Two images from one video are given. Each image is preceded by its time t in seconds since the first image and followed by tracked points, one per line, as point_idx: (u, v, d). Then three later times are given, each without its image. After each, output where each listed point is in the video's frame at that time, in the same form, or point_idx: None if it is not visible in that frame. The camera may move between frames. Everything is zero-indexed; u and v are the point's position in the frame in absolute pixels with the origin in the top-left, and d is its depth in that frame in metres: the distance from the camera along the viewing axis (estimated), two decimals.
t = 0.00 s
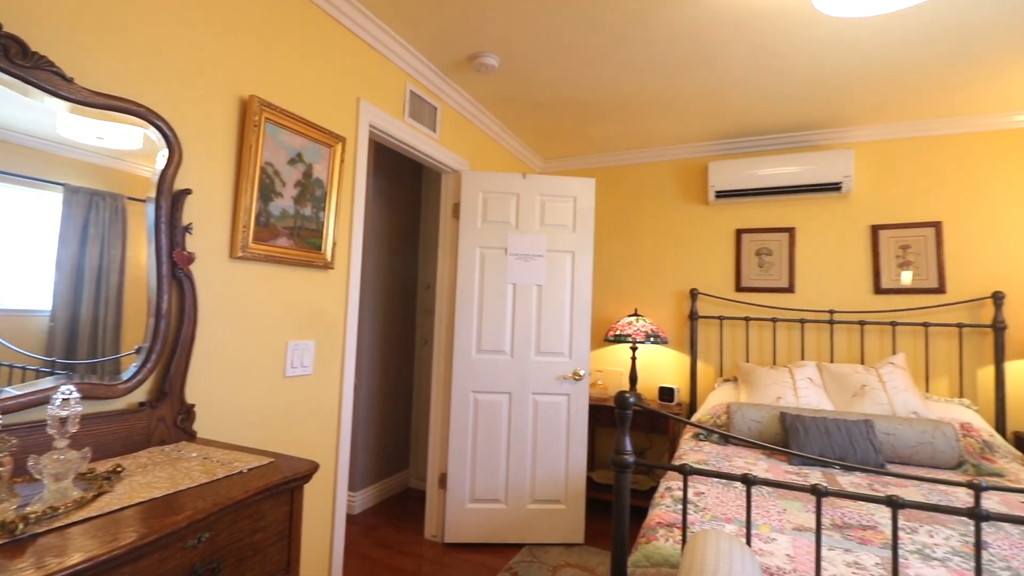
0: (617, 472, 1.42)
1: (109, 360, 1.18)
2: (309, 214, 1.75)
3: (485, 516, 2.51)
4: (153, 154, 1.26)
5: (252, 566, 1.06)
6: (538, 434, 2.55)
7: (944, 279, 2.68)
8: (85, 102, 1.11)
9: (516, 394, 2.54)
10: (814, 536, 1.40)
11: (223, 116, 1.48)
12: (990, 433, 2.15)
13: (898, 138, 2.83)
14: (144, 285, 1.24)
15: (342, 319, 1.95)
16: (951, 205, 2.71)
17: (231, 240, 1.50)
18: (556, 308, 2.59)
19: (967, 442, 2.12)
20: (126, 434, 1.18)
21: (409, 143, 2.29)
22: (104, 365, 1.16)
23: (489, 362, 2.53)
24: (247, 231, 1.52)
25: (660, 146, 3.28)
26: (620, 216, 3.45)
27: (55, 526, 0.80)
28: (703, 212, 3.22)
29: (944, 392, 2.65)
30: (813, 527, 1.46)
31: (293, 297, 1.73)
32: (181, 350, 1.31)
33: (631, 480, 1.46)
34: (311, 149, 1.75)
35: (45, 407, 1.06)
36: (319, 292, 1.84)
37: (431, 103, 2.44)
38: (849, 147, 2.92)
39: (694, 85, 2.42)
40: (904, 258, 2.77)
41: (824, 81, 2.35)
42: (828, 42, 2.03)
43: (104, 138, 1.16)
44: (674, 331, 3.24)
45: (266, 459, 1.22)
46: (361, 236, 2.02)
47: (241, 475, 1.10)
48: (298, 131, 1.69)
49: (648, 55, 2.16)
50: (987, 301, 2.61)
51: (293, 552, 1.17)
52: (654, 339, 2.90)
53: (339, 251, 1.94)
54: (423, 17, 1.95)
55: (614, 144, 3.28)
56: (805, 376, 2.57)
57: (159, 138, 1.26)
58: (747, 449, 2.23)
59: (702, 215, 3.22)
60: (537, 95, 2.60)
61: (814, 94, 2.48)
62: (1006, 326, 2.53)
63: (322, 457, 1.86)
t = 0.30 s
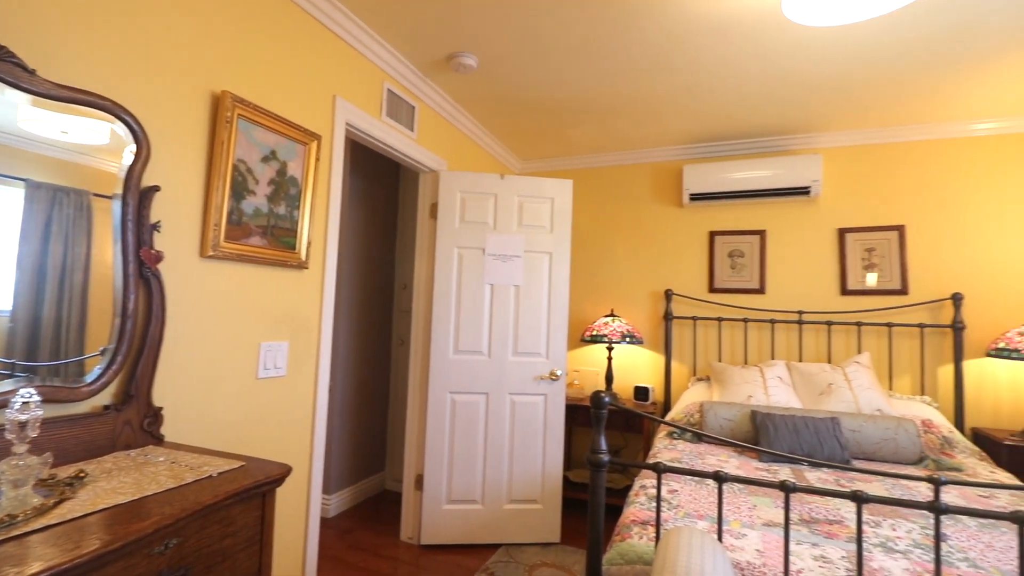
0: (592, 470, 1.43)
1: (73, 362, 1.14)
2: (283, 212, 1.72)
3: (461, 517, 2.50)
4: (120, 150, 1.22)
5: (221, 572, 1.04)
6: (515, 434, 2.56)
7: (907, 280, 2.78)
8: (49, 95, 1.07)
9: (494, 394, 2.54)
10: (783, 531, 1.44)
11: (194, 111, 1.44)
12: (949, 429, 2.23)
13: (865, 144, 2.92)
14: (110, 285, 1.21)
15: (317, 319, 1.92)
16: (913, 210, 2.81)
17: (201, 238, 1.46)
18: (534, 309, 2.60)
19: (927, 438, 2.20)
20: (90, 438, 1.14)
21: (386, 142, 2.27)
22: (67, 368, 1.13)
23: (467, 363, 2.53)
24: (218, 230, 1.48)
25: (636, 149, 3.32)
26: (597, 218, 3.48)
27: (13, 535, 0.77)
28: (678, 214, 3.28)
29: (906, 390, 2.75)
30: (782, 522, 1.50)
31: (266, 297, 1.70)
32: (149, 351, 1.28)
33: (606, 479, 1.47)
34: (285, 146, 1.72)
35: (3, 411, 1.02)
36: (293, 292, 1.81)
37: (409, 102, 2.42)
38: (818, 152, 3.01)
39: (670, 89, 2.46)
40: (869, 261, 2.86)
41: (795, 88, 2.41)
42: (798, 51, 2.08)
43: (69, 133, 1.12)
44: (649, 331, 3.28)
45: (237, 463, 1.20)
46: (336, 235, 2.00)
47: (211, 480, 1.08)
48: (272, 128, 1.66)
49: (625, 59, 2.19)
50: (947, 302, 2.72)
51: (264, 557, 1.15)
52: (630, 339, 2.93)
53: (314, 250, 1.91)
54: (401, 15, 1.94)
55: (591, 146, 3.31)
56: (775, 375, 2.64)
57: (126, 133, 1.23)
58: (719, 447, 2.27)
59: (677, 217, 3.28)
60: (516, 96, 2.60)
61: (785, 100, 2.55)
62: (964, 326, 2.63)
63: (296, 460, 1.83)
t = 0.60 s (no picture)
0: (569, 470, 1.44)
1: (35, 364, 1.10)
2: (256, 211, 1.69)
3: (438, 518, 2.49)
4: (85, 145, 1.18)
5: None
6: (492, 435, 2.55)
7: (872, 282, 2.87)
8: (9, 86, 1.03)
9: (471, 395, 2.54)
10: (754, 527, 1.47)
11: (163, 106, 1.40)
12: (911, 426, 2.31)
13: (833, 150, 3.01)
14: (73, 284, 1.16)
15: (291, 319, 1.89)
16: (879, 214, 2.90)
17: (171, 237, 1.43)
18: (511, 309, 2.60)
19: (891, 435, 2.28)
20: (52, 443, 1.10)
21: (363, 141, 2.25)
22: (28, 370, 1.09)
23: (444, 364, 2.52)
24: (188, 228, 1.45)
25: (614, 151, 3.35)
26: (574, 219, 3.51)
27: None
28: (654, 216, 3.32)
29: (871, 388, 2.84)
30: (752, 518, 1.53)
31: (239, 297, 1.67)
32: (115, 352, 1.24)
33: (582, 478, 1.48)
34: (258, 143, 1.69)
35: None
36: (266, 292, 1.78)
37: (386, 101, 2.41)
38: (789, 157, 3.08)
39: (647, 92, 2.49)
40: (836, 263, 2.94)
41: (767, 93, 2.47)
42: (770, 57, 2.13)
43: (31, 126, 1.08)
44: (625, 331, 3.32)
45: (207, 467, 1.17)
46: (311, 235, 1.97)
47: (180, 484, 1.05)
48: (246, 124, 1.63)
49: (602, 62, 2.21)
50: (909, 303, 2.81)
51: (235, 563, 1.13)
52: (607, 339, 2.96)
53: (288, 250, 1.88)
54: (378, 13, 1.93)
55: (569, 147, 3.33)
56: (747, 374, 2.70)
57: (92, 128, 1.19)
58: (693, 445, 2.31)
59: (653, 219, 3.32)
60: (495, 96, 2.61)
61: (758, 105, 2.60)
62: (925, 327, 2.73)
63: (268, 463, 1.80)
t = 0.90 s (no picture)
0: (546, 470, 1.44)
1: None
2: (229, 209, 1.66)
3: (415, 520, 2.48)
4: (50, 139, 1.14)
5: None
6: (470, 435, 2.55)
7: (840, 283, 2.96)
8: None
9: (449, 395, 2.53)
10: (726, 524, 1.50)
11: (132, 101, 1.37)
12: (876, 423, 2.39)
13: (804, 154, 3.09)
14: (36, 283, 1.12)
15: (265, 320, 1.86)
16: (847, 217, 2.99)
17: (139, 235, 1.39)
18: (489, 310, 2.60)
19: (858, 431, 2.35)
20: (13, 448, 1.06)
21: (340, 139, 2.22)
22: None
23: (422, 364, 2.50)
24: (157, 226, 1.41)
25: (592, 153, 3.38)
26: (553, 219, 3.53)
27: None
28: (631, 218, 3.36)
29: (839, 387, 2.92)
30: (725, 515, 1.57)
31: (210, 297, 1.63)
32: (80, 354, 1.20)
33: (560, 478, 1.48)
34: (231, 140, 1.65)
35: None
36: (239, 293, 1.74)
37: (364, 100, 2.38)
38: (761, 160, 3.15)
39: (625, 95, 2.52)
40: (807, 265, 3.02)
41: (743, 98, 2.52)
42: (744, 63, 2.18)
43: None
44: (603, 332, 3.35)
45: (177, 471, 1.14)
46: (286, 234, 1.94)
47: (148, 489, 1.02)
48: (219, 121, 1.59)
49: (581, 64, 2.23)
50: (875, 304, 2.90)
51: (205, 569, 1.10)
52: (584, 340, 2.98)
53: (262, 249, 1.85)
54: (356, 11, 1.91)
55: (548, 149, 3.35)
56: (721, 374, 2.75)
57: (56, 122, 1.15)
58: (668, 444, 2.34)
59: (631, 221, 3.36)
60: (474, 97, 2.61)
61: (733, 110, 2.65)
62: (891, 327, 2.82)
63: (241, 467, 1.76)
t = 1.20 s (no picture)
0: (522, 470, 1.45)
1: None
2: (199, 206, 1.62)
3: (391, 522, 2.46)
4: (9, 133, 1.10)
5: None
6: (446, 436, 2.54)
7: (809, 285, 3.04)
8: None
9: (425, 396, 2.52)
10: (698, 520, 1.53)
11: (97, 94, 1.32)
12: (842, 420, 2.46)
13: (775, 159, 3.17)
14: None
15: (236, 320, 1.82)
16: (815, 220, 3.07)
17: (104, 233, 1.35)
18: (467, 310, 2.60)
19: (825, 429, 2.42)
20: None
21: (315, 137, 2.19)
22: None
23: (398, 365, 2.48)
24: (123, 224, 1.37)
25: (569, 155, 3.41)
26: (531, 220, 3.54)
27: None
28: (608, 219, 3.39)
29: (807, 385, 3.00)
30: (697, 511, 1.59)
31: (179, 296, 1.59)
32: (41, 356, 1.16)
33: (536, 477, 1.49)
34: (202, 136, 1.61)
35: None
36: (209, 293, 1.70)
37: (340, 97, 2.35)
38: (734, 164, 3.22)
39: (602, 98, 2.54)
40: (776, 266, 3.10)
41: (716, 103, 2.57)
42: (717, 69, 2.22)
43: None
44: (579, 332, 3.38)
45: (143, 476, 1.11)
46: (258, 232, 1.90)
47: (112, 495, 0.99)
48: (188, 116, 1.55)
49: (559, 66, 2.24)
50: (842, 304, 2.99)
51: None
52: (561, 340, 3.00)
53: (234, 248, 1.81)
54: (332, 7, 1.88)
55: (526, 150, 3.36)
56: (694, 373, 2.80)
57: (16, 115, 1.11)
58: (643, 443, 2.37)
59: (607, 222, 3.39)
60: (452, 97, 2.60)
61: (707, 114, 2.71)
62: (856, 327, 2.92)
63: (212, 470, 1.72)
